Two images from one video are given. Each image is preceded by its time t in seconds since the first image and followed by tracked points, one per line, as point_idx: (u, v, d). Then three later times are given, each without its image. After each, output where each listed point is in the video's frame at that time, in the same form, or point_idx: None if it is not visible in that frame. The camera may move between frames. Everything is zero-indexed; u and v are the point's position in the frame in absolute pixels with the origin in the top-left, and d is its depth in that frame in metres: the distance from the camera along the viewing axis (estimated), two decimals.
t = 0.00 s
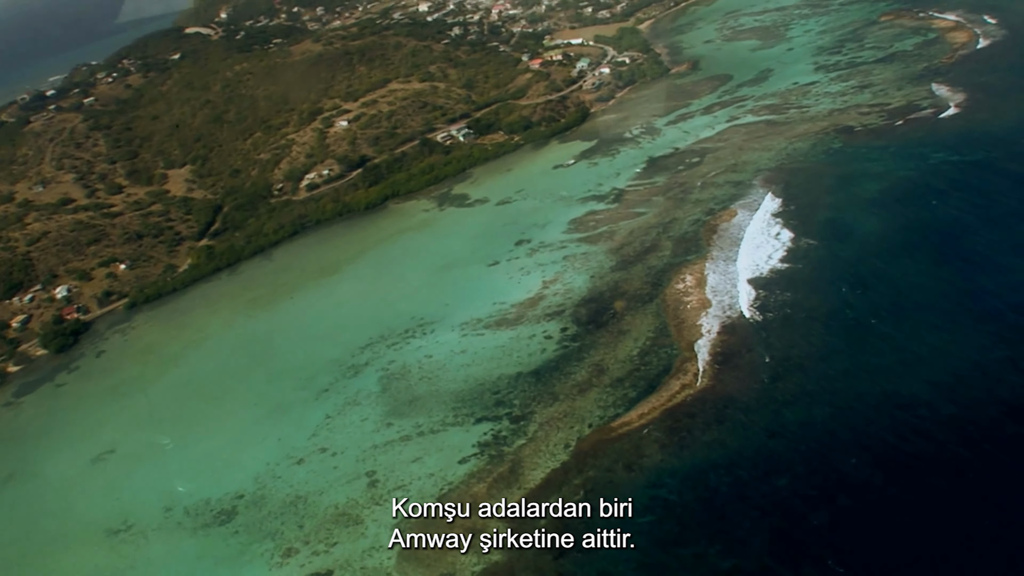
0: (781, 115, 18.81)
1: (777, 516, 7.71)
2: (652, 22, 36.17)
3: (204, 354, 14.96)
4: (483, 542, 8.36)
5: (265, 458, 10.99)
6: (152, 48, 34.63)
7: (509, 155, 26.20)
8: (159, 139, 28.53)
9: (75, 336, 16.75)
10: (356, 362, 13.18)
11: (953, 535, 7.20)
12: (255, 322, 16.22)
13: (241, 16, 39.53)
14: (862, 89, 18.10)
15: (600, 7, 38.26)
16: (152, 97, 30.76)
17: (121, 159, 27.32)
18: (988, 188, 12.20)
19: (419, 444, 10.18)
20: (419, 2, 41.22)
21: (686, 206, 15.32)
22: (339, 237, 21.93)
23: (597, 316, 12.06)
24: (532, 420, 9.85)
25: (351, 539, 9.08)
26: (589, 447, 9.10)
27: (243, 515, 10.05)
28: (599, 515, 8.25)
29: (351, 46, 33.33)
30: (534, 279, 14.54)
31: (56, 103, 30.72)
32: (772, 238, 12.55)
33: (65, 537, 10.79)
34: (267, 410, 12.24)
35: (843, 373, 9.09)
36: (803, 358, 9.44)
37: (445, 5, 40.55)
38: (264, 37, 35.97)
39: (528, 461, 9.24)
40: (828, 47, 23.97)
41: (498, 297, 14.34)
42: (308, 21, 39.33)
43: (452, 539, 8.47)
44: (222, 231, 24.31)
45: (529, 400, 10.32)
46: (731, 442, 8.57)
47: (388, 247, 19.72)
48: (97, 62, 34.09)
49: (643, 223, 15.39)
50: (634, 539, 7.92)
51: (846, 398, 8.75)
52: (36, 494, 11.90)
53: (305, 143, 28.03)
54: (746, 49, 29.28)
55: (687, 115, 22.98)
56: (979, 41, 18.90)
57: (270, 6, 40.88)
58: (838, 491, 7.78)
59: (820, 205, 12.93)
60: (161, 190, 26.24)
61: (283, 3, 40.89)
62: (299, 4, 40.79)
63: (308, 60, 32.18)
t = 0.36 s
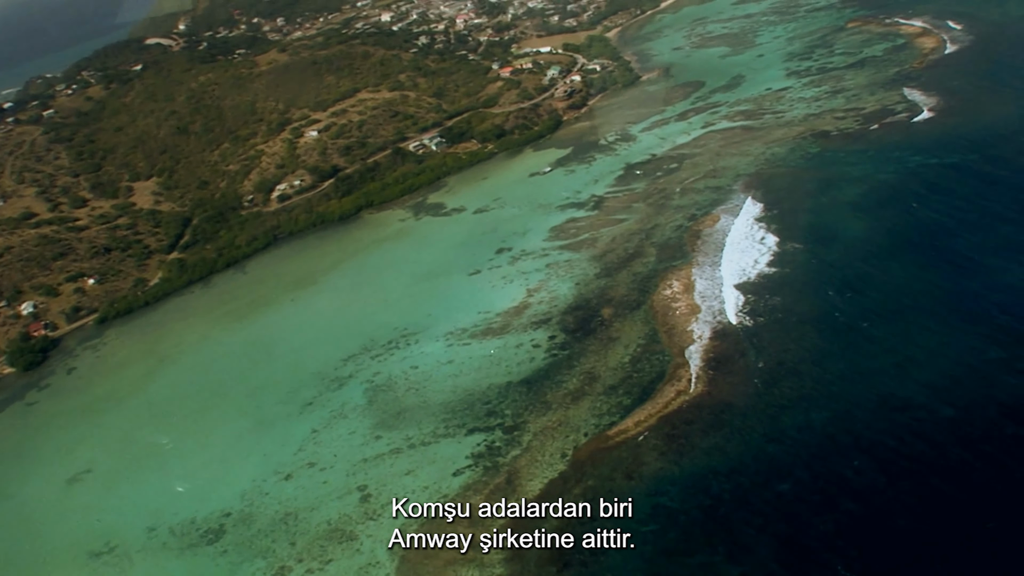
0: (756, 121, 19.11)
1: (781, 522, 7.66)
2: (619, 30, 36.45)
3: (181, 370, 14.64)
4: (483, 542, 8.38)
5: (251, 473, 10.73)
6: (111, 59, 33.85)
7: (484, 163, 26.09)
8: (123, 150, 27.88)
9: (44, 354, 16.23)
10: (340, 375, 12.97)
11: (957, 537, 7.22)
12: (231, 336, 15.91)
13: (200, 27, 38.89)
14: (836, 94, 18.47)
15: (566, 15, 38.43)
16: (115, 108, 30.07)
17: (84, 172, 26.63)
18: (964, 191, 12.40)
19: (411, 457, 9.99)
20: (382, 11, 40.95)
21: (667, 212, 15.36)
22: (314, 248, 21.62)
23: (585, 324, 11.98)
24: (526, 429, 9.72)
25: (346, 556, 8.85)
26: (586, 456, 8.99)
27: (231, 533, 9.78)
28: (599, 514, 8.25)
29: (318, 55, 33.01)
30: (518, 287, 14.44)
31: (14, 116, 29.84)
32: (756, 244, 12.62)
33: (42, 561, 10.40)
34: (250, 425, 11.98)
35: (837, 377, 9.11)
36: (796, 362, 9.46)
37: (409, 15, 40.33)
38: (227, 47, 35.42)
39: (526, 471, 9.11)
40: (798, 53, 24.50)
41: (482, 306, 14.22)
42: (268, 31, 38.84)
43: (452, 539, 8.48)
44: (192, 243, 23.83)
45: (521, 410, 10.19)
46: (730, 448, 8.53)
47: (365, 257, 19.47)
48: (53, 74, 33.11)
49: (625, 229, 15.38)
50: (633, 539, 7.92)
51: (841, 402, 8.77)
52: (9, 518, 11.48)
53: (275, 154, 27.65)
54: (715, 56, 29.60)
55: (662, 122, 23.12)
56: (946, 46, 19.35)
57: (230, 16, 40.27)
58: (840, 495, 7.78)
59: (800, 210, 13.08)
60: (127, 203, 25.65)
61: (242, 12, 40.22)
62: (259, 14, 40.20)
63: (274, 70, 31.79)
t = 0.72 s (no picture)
0: (736, 127, 19.45)
1: (787, 528, 7.64)
2: (591, 37, 36.68)
3: (161, 384, 14.37)
4: (483, 542, 8.37)
5: (239, 487, 10.51)
6: (75, 69, 33.20)
7: (462, 170, 25.96)
8: (91, 160, 27.27)
9: (15, 368, 15.78)
10: (326, 385, 12.76)
11: (962, 540, 7.25)
12: (212, 348, 15.63)
13: (163, 37, 38.34)
14: (814, 100, 18.93)
15: (537, 23, 38.55)
16: (80, 117, 29.43)
17: (50, 182, 26.00)
18: (946, 194, 12.57)
19: (406, 469, 9.83)
20: (350, 20, 40.73)
21: (653, 218, 15.40)
22: (292, 257, 21.31)
23: (576, 331, 11.91)
24: (522, 438, 9.62)
25: (344, 570, 8.67)
26: (586, 465, 8.91)
27: (222, 550, 9.55)
28: (599, 514, 8.26)
29: (289, 63, 32.70)
30: (504, 295, 14.34)
31: None
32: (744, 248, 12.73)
33: None
34: (236, 439, 11.75)
35: (835, 381, 9.14)
36: (792, 366, 9.48)
37: (376, 23, 40.14)
38: (195, 56, 34.90)
39: (525, 481, 8.99)
40: (774, 60, 25.12)
41: (468, 314, 14.10)
42: (233, 40, 38.36)
43: (452, 538, 8.47)
44: (166, 253, 23.40)
45: (516, 418, 10.08)
46: (732, 453, 8.50)
47: (346, 265, 19.22)
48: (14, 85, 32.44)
49: (611, 236, 15.37)
50: (634, 539, 7.93)
51: (840, 406, 8.78)
52: None
53: (248, 163, 27.29)
54: (690, 63, 29.86)
55: (640, 129, 23.34)
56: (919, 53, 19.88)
57: (193, 25, 39.72)
58: (844, 499, 7.77)
59: (785, 215, 13.18)
60: (97, 213, 25.09)
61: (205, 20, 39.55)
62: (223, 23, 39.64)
63: (245, 78, 31.40)
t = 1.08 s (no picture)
0: (717, 131, 19.69)
1: (795, 534, 7.63)
2: (564, 43, 36.80)
3: (143, 394, 14.10)
4: (483, 542, 8.37)
5: (229, 499, 10.31)
6: (39, 74, 32.49)
7: (441, 176, 25.80)
8: (59, 166, 26.67)
9: None
10: (314, 394, 12.55)
11: (970, 542, 7.30)
12: (192, 357, 15.36)
13: (127, 42, 37.72)
14: (794, 105, 19.32)
15: (510, 29, 38.53)
16: (47, 123, 28.77)
17: (17, 189, 25.38)
18: (929, 198, 12.72)
19: (401, 478, 9.69)
20: (318, 27, 40.40)
21: (638, 223, 15.42)
22: (271, 264, 20.98)
23: (568, 336, 11.84)
24: (520, 445, 9.53)
25: None
26: (586, 471, 8.84)
27: (214, 564, 9.35)
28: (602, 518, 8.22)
29: (262, 68, 32.32)
30: (492, 300, 14.21)
31: None
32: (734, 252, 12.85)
33: None
34: (223, 450, 11.54)
35: (834, 384, 9.17)
36: (789, 369, 9.50)
37: (344, 30, 39.85)
38: (162, 61, 34.30)
39: (525, 489, 8.90)
40: (751, 64, 25.56)
41: (456, 320, 13.95)
42: (199, 46, 37.82)
43: (452, 538, 8.48)
44: (140, 261, 22.98)
45: (512, 425, 9.98)
46: (734, 457, 8.49)
47: (328, 272, 18.96)
48: None
49: (597, 240, 15.34)
50: (637, 542, 7.91)
51: (840, 409, 8.81)
52: None
53: (222, 169, 26.88)
54: (665, 68, 30.04)
55: (620, 133, 23.45)
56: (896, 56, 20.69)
57: (158, 31, 39.13)
58: (851, 504, 7.79)
59: (771, 220, 13.27)
60: (67, 221, 24.52)
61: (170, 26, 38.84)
62: (187, 29, 38.98)
63: (217, 83, 30.95)
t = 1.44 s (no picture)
0: (700, 134, 19.82)
1: (807, 538, 7.63)
2: (540, 48, 36.83)
3: (126, 406, 13.86)
4: (483, 542, 8.45)
5: (222, 511, 10.15)
6: (4, 83, 31.82)
7: (423, 181, 25.63)
8: (29, 175, 26.11)
9: None
10: (304, 403, 12.35)
11: (980, 542, 7.34)
12: (176, 367, 15.10)
13: (93, 50, 37.16)
14: (775, 108, 19.64)
15: (484, 34, 38.42)
16: (15, 132, 28.16)
17: None
18: (917, 200, 12.86)
19: (400, 487, 9.58)
20: (286, 33, 39.95)
21: (627, 226, 15.41)
22: (252, 272, 20.68)
23: (562, 341, 11.76)
24: (520, 452, 9.45)
25: None
26: (590, 477, 8.79)
27: None
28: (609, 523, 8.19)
29: (236, 74, 31.92)
30: (483, 306, 14.09)
31: None
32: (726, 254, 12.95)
33: None
34: (213, 461, 11.35)
35: (836, 386, 9.20)
36: (788, 371, 9.54)
37: (314, 36, 39.48)
38: (131, 68, 33.69)
39: (528, 496, 8.83)
40: (729, 68, 25.80)
41: (447, 326, 13.80)
42: (165, 53, 37.25)
43: (452, 539, 8.57)
44: (116, 271, 22.63)
45: (511, 432, 9.89)
46: (740, 461, 8.49)
47: (312, 279, 18.70)
48: None
49: (586, 244, 15.29)
50: (644, 546, 7.89)
51: (843, 411, 8.84)
52: None
53: (198, 176, 26.48)
54: (644, 72, 30.16)
55: (602, 137, 23.47)
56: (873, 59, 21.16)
57: (123, 38, 38.53)
58: (860, 507, 7.80)
59: (760, 224, 13.36)
60: (39, 230, 24.01)
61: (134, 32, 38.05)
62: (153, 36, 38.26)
63: (189, 90, 30.47)
